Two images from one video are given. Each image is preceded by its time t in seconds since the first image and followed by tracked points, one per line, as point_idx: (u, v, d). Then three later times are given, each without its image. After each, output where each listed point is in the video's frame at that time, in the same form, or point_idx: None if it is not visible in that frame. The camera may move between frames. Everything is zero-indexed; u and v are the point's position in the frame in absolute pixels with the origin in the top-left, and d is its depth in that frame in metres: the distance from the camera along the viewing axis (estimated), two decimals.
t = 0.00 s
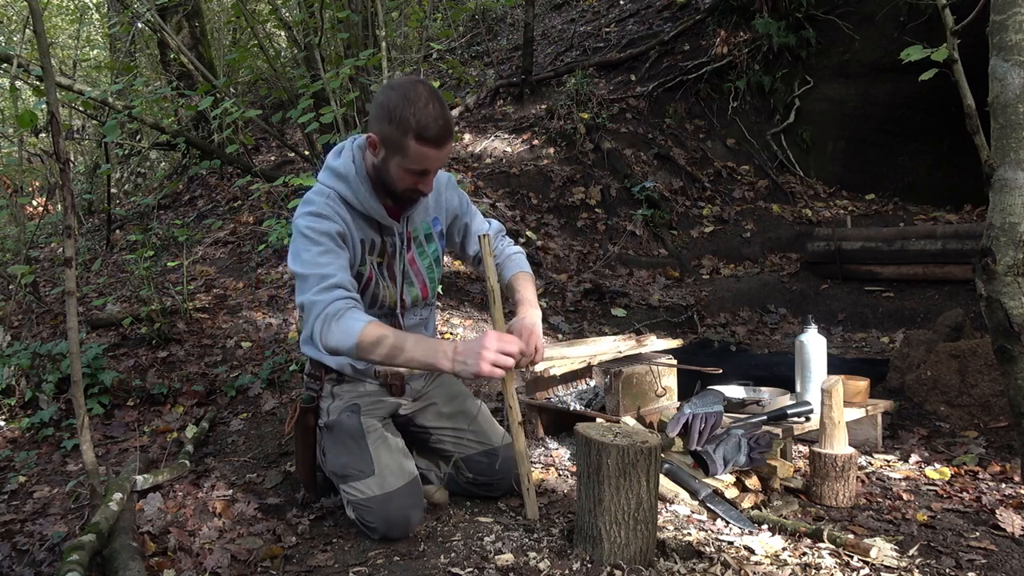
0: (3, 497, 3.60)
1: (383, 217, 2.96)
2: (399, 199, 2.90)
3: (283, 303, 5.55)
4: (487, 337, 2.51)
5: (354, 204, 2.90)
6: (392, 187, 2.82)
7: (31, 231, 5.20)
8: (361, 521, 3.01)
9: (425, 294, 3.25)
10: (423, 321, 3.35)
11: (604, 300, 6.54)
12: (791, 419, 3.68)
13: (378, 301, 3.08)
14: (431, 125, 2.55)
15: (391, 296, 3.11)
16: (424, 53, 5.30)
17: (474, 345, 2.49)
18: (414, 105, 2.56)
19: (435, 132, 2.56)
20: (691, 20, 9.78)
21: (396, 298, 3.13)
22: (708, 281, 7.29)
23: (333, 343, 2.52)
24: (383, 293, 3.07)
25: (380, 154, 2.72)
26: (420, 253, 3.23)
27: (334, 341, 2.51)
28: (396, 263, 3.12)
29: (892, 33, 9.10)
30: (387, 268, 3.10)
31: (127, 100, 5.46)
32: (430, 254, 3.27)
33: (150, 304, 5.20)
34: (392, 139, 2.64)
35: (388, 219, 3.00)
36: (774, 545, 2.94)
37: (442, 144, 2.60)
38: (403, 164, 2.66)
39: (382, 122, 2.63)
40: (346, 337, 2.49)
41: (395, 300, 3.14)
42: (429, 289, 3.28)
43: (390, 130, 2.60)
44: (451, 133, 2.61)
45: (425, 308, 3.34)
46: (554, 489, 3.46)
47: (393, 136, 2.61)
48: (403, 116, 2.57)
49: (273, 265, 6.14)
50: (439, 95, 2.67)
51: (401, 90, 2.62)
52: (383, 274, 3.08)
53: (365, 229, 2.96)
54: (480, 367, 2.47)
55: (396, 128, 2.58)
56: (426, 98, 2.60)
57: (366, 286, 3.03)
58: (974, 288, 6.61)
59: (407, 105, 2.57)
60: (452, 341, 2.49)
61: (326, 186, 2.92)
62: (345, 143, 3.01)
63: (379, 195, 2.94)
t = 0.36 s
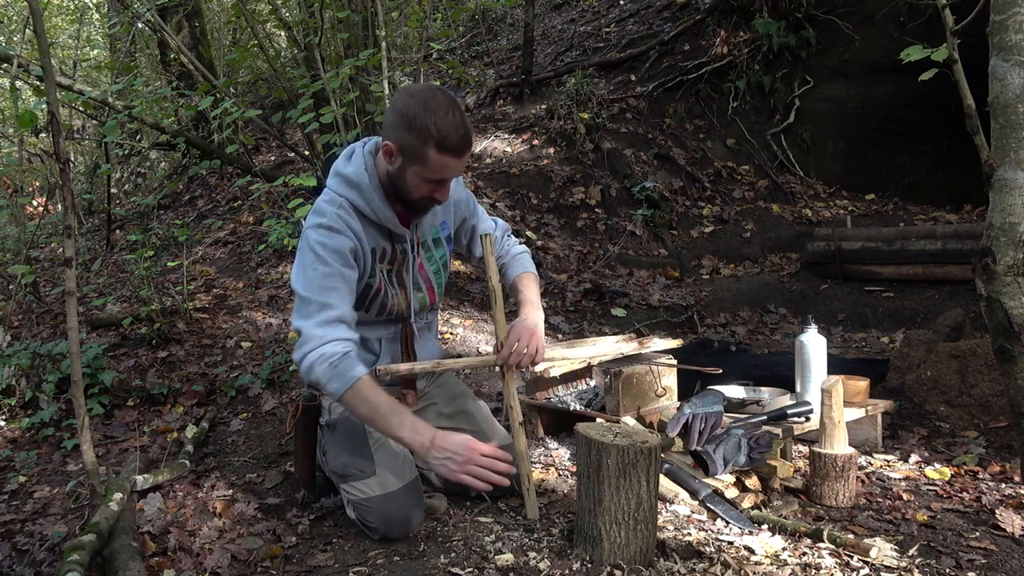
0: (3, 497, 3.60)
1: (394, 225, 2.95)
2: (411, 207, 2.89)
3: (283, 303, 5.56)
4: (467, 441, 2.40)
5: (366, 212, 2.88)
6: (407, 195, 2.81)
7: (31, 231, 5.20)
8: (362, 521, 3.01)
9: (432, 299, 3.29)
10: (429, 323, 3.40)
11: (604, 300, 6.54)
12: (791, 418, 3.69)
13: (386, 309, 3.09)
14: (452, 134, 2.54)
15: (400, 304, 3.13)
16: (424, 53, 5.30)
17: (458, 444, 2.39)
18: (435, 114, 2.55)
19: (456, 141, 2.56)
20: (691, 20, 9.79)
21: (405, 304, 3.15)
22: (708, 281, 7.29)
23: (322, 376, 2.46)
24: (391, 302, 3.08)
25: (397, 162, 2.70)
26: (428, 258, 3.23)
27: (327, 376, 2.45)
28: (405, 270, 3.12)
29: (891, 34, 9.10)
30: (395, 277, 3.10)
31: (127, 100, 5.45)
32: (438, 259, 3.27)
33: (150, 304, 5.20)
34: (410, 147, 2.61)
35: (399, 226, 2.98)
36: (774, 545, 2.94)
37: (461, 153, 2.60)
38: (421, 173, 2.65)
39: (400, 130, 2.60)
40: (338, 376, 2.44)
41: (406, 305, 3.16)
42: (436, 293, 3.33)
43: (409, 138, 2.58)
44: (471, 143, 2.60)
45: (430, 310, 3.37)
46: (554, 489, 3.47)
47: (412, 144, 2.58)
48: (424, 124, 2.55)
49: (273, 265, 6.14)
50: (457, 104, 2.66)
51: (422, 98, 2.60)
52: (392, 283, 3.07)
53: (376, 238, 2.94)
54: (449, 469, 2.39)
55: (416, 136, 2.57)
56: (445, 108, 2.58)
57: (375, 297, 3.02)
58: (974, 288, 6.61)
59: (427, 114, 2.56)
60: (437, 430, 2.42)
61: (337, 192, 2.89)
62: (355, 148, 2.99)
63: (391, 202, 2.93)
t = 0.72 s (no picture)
0: (3, 497, 3.60)
1: (386, 229, 2.98)
2: (403, 209, 2.90)
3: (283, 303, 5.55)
4: (463, 390, 2.73)
5: (355, 220, 2.93)
6: (399, 197, 2.81)
7: (31, 231, 5.20)
8: (362, 521, 3.02)
9: (431, 301, 3.26)
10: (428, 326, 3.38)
11: (604, 300, 6.54)
12: (791, 418, 3.68)
13: (381, 313, 3.10)
14: (441, 133, 2.55)
15: (396, 308, 3.12)
16: (424, 53, 5.30)
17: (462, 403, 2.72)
18: (423, 114, 2.57)
19: (446, 140, 2.57)
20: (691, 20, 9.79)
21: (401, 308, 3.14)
22: (708, 281, 7.29)
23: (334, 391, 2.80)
24: (385, 306, 3.08)
25: (388, 164, 2.71)
26: (426, 260, 3.21)
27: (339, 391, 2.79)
28: (401, 274, 3.12)
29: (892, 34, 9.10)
30: (390, 281, 3.10)
31: (127, 100, 5.45)
32: (436, 261, 3.24)
33: (150, 304, 5.20)
34: (400, 149, 2.62)
35: (391, 230, 3.01)
36: (774, 545, 2.94)
37: (452, 151, 2.60)
38: (412, 174, 2.65)
39: (390, 133, 2.63)
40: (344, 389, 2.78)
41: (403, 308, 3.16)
42: (434, 296, 3.29)
43: (399, 140, 2.60)
44: (460, 140, 2.61)
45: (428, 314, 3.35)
46: (554, 489, 3.47)
47: (402, 146, 2.60)
48: (413, 126, 2.57)
49: (273, 265, 6.14)
50: (446, 103, 2.68)
51: (410, 100, 2.62)
52: (388, 286, 3.08)
53: (369, 245, 2.99)
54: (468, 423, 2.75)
55: (405, 138, 2.58)
56: (433, 108, 2.60)
57: (367, 302, 3.04)
58: (974, 288, 6.61)
59: (416, 115, 2.58)
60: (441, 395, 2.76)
61: (328, 202, 2.96)
62: (347, 154, 3.02)
63: (382, 207, 2.96)
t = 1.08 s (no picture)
0: (3, 497, 3.60)
1: (389, 235, 2.97)
2: (405, 212, 2.90)
3: (283, 303, 5.55)
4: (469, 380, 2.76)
5: (358, 227, 2.92)
6: (400, 200, 2.81)
7: (31, 231, 5.20)
8: (362, 520, 3.03)
9: (436, 301, 3.27)
10: (432, 325, 3.39)
11: (604, 300, 6.54)
12: (791, 419, 3.68)
13: (386, 317, 3.12)
14: (440, 132, 2.58)
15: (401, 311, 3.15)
16: (424, 53, 5.30)
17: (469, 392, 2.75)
18: (422, 114, 2.59)
19: (446, 138, 2.59)
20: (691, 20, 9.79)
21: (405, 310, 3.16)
22: (708, 281, 7.29)
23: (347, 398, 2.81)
24: (390, 310, 3.10)
25: (388, 166, 2.71)
26: (428, 261, 3.20)
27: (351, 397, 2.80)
28: (404, 276, 3.12)
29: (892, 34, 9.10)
30: (394, 285, 3.12)
31: (127, 100, 5.45)
32: (438, 262, 3.24)
33: (150, 304, 5.20)
34: (401, 150, 2.63)
35: (394, 235, 3.00)
36: (774, 545, 2.94)
37: (453, 149, 2.62)
38: (414, 175, 2.66)
39: (389, 135, 2.63)
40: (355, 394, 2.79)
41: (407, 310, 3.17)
42: (438, 296, 3.30)
43: (398, 141, 2.61)
44: (461, 138, 2.63)
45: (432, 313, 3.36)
46: (554, 489, 3.47)
47: (402, 148, 2.61)
48: (412, 126, 2.58)
49: (273, 265, 6.14)
50: (443, 102, 2.70)
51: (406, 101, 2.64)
52: (392, 290, 3.10)
53: (373, 251, 2.99)
54: (481, 413, 2.77)
55: (405, 139, 2.59)
56: (432, 108, 2.62)
57: (373, 308, 3.06)
58: (974, 288, 6.61)
59: (414, 115, 2.59)
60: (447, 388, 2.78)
61: (330, 210, 2.95)
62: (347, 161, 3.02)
63: (384, 212, 2.95)
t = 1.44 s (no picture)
0: (3, 497, 3.60)
1: (394, 252, 2.95)
2: (411, 231, 2.89)
3: (283, 303, 5.55)
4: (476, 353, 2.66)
5: (363, 246, 2.90)
6: (407, 222, 2.80)
7: (31, 231, 5.20)
8: (362, 519, 3.03)
9: (442, 307, 3.33)
10: (438, 326, 3.45)
11: (604, 300, 6.55)
12: (791, 418, 3.68)
13: (394, 329, 3.15)
14: (446, 162, 2.53)
15: (409, 320, 3.19)
16: (424, 53, 5.30)
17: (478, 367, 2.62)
18: (425, 143, 2.53)
19: (451, 167, 2.55)
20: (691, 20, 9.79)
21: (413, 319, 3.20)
22: (708, 281, 7.29)
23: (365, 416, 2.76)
24: (399, 322, 3.14)
25: (393, 193, 2.67)
26: (434, 269, 3.24)
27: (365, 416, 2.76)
28: (409, 288, 3.15)
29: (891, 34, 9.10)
30: (400, 296, 3.14)
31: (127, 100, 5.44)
32: (443, 268, 3.28)
33: (150, 304, 5.20)
34: (405, 179, 2.59)
35: (399, 252, 2.98)
36: (774, 545, 2.94)
37: (459, 177, 2.59)
38: (421, 203, 2.65)
39: (393, 163, 2.58)
40: (372, 409, 2.71)
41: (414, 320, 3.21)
42: (444, 301, 3.35)
43: (402, 171, 2.57)
44: (467, 165, 2.59)
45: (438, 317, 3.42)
46: (554, 489, 3.47)
47: (407, 178, 2.57)
48: (417, 156, 2.53)
49: (273, 265, 6.14)
50: (446, 125, 2.64)
51: (409, 127, 2.58)
52: (399, 302, 3.12)
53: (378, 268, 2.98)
54: (495, 384, 2.61)
55: (410, 169, 2.55)
56: (435, 135, 2.56)
57: (382, 323, 3.08)
58: (974, 288, 6.61)
59: (418, 144, 2.54)
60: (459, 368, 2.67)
61: (334, 229, 2.91)
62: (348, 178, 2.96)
63: (389, 230, 2.93)
